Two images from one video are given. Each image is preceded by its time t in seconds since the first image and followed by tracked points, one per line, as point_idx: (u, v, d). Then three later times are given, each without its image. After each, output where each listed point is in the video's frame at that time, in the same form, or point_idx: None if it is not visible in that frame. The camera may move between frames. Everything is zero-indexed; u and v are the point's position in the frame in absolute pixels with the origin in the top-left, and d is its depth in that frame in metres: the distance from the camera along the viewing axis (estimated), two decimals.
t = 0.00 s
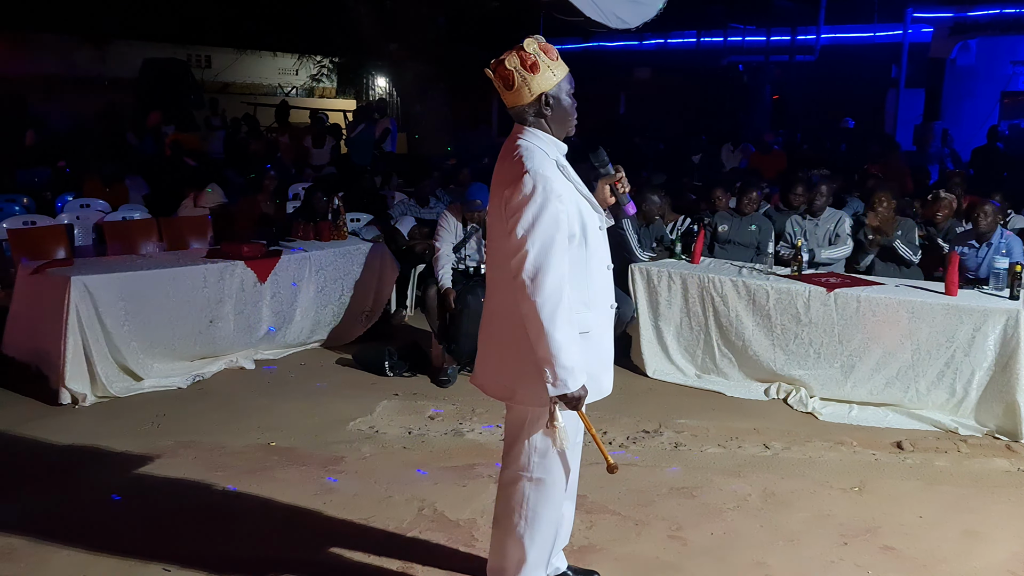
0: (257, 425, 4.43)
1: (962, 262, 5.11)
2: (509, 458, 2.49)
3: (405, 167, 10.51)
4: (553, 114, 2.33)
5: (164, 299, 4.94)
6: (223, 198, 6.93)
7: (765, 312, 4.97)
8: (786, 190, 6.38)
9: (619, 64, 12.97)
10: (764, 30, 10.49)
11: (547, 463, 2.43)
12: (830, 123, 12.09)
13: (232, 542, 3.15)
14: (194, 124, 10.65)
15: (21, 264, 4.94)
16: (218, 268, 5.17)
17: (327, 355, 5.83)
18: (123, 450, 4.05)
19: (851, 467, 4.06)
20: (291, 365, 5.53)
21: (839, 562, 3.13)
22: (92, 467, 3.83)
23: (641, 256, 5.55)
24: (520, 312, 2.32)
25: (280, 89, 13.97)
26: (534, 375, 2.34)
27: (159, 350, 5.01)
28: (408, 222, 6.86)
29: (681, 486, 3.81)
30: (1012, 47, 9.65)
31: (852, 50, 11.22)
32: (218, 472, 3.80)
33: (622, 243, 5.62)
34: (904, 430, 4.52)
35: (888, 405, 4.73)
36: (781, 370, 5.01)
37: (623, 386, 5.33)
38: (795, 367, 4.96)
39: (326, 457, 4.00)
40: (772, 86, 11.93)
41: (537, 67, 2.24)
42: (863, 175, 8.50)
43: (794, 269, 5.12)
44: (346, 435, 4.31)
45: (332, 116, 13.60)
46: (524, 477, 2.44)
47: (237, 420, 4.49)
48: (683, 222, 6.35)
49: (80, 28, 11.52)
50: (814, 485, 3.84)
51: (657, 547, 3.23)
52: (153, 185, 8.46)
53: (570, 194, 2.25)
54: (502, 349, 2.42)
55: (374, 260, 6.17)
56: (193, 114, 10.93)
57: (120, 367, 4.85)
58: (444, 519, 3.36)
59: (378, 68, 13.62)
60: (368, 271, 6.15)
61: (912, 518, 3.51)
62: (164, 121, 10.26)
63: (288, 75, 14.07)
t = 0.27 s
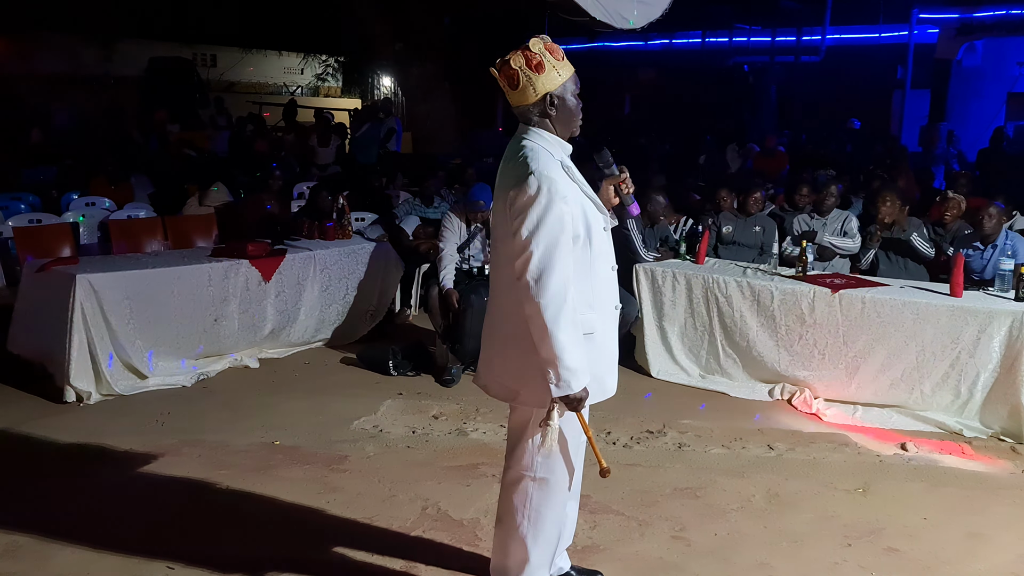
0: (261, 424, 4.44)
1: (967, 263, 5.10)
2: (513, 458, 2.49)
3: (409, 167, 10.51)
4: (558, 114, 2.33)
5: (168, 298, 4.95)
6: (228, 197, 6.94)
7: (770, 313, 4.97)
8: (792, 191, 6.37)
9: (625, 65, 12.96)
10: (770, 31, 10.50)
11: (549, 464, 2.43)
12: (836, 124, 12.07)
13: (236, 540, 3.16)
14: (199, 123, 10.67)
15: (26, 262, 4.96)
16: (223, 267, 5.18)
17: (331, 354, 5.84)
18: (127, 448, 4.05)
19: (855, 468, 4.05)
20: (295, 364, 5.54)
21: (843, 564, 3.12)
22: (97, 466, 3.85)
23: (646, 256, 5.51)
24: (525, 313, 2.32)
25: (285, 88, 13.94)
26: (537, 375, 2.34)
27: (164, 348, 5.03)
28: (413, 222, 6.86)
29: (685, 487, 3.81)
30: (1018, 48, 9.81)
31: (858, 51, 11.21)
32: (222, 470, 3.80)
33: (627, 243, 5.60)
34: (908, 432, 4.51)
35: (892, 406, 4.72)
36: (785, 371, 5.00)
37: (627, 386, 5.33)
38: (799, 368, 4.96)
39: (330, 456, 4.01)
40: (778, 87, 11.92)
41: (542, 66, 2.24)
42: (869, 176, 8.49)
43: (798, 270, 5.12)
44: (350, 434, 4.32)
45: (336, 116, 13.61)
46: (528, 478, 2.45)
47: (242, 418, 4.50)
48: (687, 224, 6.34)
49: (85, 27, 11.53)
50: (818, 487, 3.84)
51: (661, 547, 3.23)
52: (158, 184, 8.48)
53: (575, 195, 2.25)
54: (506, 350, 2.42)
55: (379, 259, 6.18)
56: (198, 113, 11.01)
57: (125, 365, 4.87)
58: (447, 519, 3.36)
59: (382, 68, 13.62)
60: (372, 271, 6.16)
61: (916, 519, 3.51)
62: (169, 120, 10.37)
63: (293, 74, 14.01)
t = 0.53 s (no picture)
0: (264, 424, 4.44)
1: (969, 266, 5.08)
2: (512, 460, 2.49)
3: (412, 167, 10.52)
4: (561, 116, 2.33)
5: (171, 298, 4.96)
6: (231, 197, 6.94)
7: (773, 314, 4.96)
8: (795, 192, 6.35)
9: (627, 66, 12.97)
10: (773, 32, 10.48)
11: (550, 466, 2.43)
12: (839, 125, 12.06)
13: (237, 541, 3.16)
14: (202, 123, 10.70)
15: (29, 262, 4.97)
16: (226, 267, 5.18)
17: (333, 354, 5.84)
18: (129, 448, 4.06)
19: (858, 470, 4.05)
20: (298, 364, 5.54)
21: (846, 565, 3.12)
22: (100, 466, 3.85)
23: (649, 257, 5.53)
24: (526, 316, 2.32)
25: (287, 88, 14.41)
26: (538, 377, 2.34)
27: (166, 348, 5.03)
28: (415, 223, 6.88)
29: (688, 488, 3.81)
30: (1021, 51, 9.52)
31: (861, 53, 11.20)
32: (225, 470, 3.81)
33: (630, 243, 5.60)
34: (911, 433, 4.50)
35: (895, 408, 4.71)
36: (788, 372, 4.99)
37: (630, 387, 5.33)
38: (801, 369, 4.95)
39: (332, 456, 4.01)
40: (781, 88, 11.91)
41: (546, 67, 2.25)
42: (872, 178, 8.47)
43: (802, 271, 5.11)
44: (352, 435, 4.32)
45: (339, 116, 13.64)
46: (528, 480, 2.45)
47: (244, 419, 4.50)
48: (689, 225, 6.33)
49: (89, 27, 11.55)
50: (820, 489, 3.83)
51: (663, 549, 3.22)
52: (161, 183, 8.50)
53: (576, 196, 2.25)
54: (507, 351, 2.42)
55: (382, 260, 6.18)
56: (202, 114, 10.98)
57: (128, 365, 4.87)
58: (449, 520, 3.36)
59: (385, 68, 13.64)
60: (375, 271, 6.16)
61: (918, 522, 3.50)
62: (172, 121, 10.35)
63: (296, 75, 14.57)
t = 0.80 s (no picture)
0: (263, 424, 4.44)
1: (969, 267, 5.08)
2: (511, 461, 2.49)
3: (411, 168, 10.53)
4: (559, 116, 2.33)
5: (170, 298, 4.96)
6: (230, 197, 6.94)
7: (772, 315, 4.96)
8: (793, 192, 6.35)
9: (626, 67, 12.99)
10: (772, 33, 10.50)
11: (548, 467, 2.43)
12: (838, 126, 12.08)
13: (236, 542, 3.16)
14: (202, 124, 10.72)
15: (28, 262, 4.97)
16: (225, 267, 5.18)
17: (332, 355, 5.84)
18: (128, 449, 4.06)
19: (857, 470, 4.05)
20: (297, 364, 5.54)
21: (845, 565, 3.12)
22: (98, 466, 3.85)
23: (648, 257, 5.53)
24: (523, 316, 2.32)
25: (286, 89, 14.39)
26: (536, 377, 2.34)
27: (165, 349, 5.03)
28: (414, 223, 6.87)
29: (687, 488, 3.81)
30: (1020, 51, 9.58)
31: (860, 54, 11.23)
32: (223, 471, 3.81)
33: (629, 244, 5.60)
34: (910, 433, 4.50)
35: (894, 408, 4.71)
36: (787, 372, 4.99)
37: (629, 388, 5.33)
38: (800, 370, 4.95)
39: (331, 457, 4.01)
40: (780, 89, 11.94)
41: (544, 67, 2.25)
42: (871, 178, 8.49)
43: (801, 272, 5.12)
44: (351, 435, 4.32)
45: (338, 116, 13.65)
46: (527, 481, 2.45)
47: (243, 419, 4.50)
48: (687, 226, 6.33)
49: (89, 28, 11.56)
50: (819, 489, 3.83)
51: (662, 549, 3.22)
52: (160, 184, 8.51)
53: (574, 196, 2.26)
54: (504, 351, 2.42)
55: (380, 260, 6.18)
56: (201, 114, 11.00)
57: (127, 366, 4.87)
58: (448, 520, 3.36)
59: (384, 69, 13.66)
60: (374, 271, 6.16)
61: (917, 522, 3.50)
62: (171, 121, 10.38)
63: (295, 75, 14.60)
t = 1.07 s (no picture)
0: (262, 425, 4.43)
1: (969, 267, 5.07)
2: (510, 461, 2.48)
3: (411, 168, 10.53)
4: (557, 116, 2.32)
5: (169, 299, 4.95)
6: (230, 197, 6.92)
7: (772, 315, 4.95)
8: (793, 192, 6.36)
9: (626, 67, 12.99)
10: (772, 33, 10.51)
11: (547, 467, 2.42)
12: (838, 126, 12.08)
13: (235, 543, 3.15)
14: (201, 124, 10.71)
15: (28, 263, 4.96)
16: (224, 268, 5.17)
17: (332, 355, 5.83)
18: (128, 450, 4.05)
19: (858, 471, 4.04)
20: (297, 365, 5.53)
21: (846, 566, 3.11)
22: (98, 467, 3.85)
23: (648, 257, 5.52)
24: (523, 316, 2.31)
25: (286, 89, 14.24)
26: (536, 378, 2.33)
27: (165, 349, 5.02)
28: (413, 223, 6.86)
29: (687, 489, 3.80)
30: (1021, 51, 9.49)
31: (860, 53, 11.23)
32: (222, 472, 3.80)
33: (629, 244, 5.59)
34: (911, 434, 4.50)
35: (894, 409, 4.71)
36: (787, 373, 4.99)
37: (629, 388, 5.32)
38: (801, 370, 4.94)
39: (330, 457, 4.00)
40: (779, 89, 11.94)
41: (543, 67, 2.23)
42: (871, 178, 8.49)
43: (801, 272, 5.11)
44: (350, 435, 4.31)
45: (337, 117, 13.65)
46: (526, 481, 2.44)
47: (242, 420, 4.49)
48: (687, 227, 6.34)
49: (89, 29, 11.56)
50: (820, 489, 3.82)
51: (662, 550, 3.22)
52: (160, 184, 8.50)
53: (573, 195, 2.25)
54: (503, 351, 2.41)
55: (380, 260, 6.17)
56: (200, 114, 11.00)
57: (126, 366, 4.86)
58: (448, 521, 3.35)
59: (384, 70, 13.67)
60: (373, 272, 6.15)
61: (918, 523, 3.49)
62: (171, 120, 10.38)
63: (295, 76, 14.31)
